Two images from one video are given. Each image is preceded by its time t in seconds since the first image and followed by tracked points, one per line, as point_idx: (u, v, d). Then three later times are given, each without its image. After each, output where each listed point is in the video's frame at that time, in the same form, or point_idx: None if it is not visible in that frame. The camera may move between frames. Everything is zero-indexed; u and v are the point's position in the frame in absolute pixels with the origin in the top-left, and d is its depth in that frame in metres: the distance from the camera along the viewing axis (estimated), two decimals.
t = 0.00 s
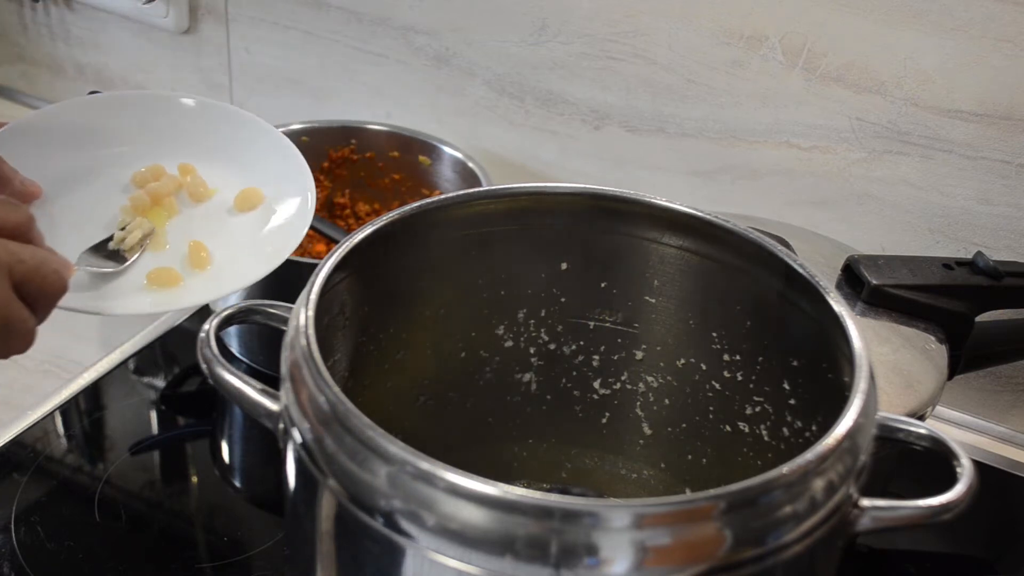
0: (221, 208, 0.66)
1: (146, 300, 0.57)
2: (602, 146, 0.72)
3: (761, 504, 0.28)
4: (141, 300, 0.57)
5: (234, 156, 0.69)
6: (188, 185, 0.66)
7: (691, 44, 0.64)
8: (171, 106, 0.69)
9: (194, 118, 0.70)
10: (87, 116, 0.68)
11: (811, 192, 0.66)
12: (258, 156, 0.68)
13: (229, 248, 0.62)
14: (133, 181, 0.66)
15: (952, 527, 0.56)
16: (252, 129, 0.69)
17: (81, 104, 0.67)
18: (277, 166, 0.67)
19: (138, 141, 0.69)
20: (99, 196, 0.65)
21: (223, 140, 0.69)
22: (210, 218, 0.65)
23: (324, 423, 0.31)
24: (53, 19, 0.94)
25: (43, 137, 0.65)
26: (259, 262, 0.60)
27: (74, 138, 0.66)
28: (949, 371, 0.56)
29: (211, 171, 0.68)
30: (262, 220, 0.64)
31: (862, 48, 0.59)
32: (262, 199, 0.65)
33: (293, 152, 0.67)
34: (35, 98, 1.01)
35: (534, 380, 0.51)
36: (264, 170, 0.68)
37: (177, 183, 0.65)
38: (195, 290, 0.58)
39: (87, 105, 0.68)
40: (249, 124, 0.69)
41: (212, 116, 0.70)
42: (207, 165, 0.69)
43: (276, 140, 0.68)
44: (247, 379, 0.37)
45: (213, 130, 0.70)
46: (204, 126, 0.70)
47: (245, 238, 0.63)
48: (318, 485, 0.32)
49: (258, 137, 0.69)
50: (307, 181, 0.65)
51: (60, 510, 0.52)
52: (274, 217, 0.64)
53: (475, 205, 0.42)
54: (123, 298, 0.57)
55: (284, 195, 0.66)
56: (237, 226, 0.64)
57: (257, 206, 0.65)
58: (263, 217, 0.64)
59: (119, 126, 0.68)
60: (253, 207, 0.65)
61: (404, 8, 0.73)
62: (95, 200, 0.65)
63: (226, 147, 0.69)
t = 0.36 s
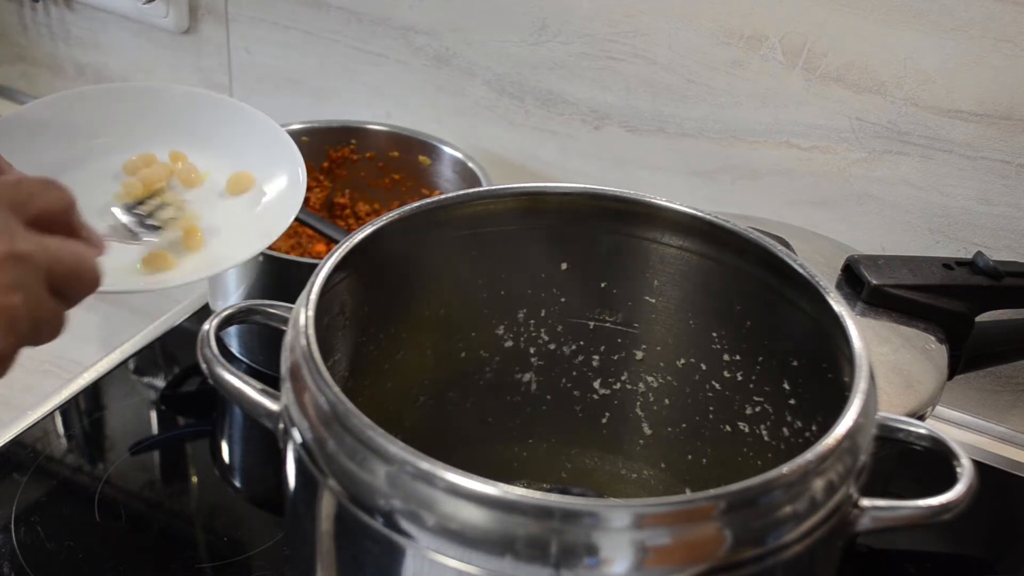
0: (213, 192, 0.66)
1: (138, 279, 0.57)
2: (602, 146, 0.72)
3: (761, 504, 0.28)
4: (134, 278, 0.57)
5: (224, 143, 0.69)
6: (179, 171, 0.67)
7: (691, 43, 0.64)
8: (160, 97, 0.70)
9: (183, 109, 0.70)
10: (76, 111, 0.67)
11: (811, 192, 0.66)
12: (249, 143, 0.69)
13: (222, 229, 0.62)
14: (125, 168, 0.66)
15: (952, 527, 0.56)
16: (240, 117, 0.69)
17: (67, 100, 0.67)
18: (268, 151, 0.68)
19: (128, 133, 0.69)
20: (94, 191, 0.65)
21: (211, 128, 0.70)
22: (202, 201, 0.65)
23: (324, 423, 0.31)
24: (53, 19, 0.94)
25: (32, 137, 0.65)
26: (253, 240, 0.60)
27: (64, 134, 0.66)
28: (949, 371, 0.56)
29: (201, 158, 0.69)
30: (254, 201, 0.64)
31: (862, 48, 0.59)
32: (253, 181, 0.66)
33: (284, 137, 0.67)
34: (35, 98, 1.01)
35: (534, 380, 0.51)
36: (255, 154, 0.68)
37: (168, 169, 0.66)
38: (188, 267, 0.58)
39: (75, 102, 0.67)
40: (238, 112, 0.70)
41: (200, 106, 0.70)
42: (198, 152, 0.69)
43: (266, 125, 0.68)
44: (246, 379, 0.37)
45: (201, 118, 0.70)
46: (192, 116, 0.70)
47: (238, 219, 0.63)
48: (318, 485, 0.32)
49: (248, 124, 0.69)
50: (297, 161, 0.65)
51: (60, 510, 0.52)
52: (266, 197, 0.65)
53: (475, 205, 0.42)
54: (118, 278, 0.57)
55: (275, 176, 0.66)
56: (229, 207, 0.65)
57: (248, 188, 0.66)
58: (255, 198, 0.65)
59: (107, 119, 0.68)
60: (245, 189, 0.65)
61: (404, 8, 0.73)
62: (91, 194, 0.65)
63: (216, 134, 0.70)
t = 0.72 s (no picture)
0: (209, 196, 0.67)
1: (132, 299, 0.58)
2: (602, 146, 0.72)
3: (761, 504, 0.28)
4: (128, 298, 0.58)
5: (220, 145, 0.69)
6: (174, 175, 0.67)
7: (691, 43, 0.64)
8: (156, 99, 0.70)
9: (178, 108, 0.70)
10: (71, 112, 0.67)
11: (811, 192, 0.66)
12: (246, 146, 0.69)
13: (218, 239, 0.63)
14: (121, 172, 0.66)
15: (952, 527, 0.56)
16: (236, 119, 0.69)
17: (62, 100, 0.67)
18: (265, 155, 0.68)
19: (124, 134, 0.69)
20: (92, 195, 0.66)
21: (207, 129, 0.70)
22: (198, 207, 0.66)
23: (324, 423, 0.31)
24: (53, 19, 0.94)
25: (28, 139, 0.65)
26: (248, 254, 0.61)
27: (62, 136, 0.67)
28: (949, 371, 0.56)
29: (197, 160, 0.69)
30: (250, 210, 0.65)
31: (862, 48, 0.59)
32: (250, 187, 0.66)
33: (282, 143, 0.67)
34: (35, 98, 1.01)
35: (534, 380, 0.51)
36: (252, 158, 0.68)
37: (163, 173, 0.66)
38: (183, 285, 0.59)
39: (70, 103, 0.67)
40: (233, 113, 0.69)
41: (195, 106, 0.70)
42: (194, 154, 0.69)
43: (262, 128, 0.68)
44: (246, 379, 0.37)
45: (196, 118, 0.70)
46: (187, 114, 0.70)
47: (234, 229, 0.64)
48: (318, 485, 0.32)
49: (244, 126, 0.69)
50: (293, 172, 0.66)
51: (60, 510, 0.52)
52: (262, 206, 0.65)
53: (475, 205, 0.42)
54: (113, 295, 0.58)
55: (272, 183, 0.66)
56: (225, 214, 0.65)
57: (244, 195, 0.66)
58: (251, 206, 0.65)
59: (102, 120, 0.68)
60: (240, 196, 0.66)
61: (404, 8, 0.73)
62: (88, 197, 0.65)
63: (212, 135, 0.70)
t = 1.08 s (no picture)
0: (212, 218, 0.67)
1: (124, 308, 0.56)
2: (602, 146, 0.72)
3: (761, 504, 0.28)
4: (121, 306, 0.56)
5: (224, 165, 0.69)
6: (179, 196, 0.67)
7: (691, 43, 0.64)
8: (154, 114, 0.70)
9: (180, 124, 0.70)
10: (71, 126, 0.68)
11: (811, 192, 0.66)
12: (249, 164, 0.69)
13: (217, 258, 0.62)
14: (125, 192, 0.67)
15: (952, 527, 0.56)
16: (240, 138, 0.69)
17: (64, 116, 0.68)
18: (268, 175, 0.68)
19: (125, 150, 0.69)
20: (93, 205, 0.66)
21: (211, 149, 0.70)
22: (202, 228, 0.66)
23: (324, 423, 0.31)
24: (53, 19, 0.94)
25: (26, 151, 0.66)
26: (248, 271, 0.60)
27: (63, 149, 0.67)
28: (949, 371, 0.56)
29: (201, 180, 0.69)
30: (252, 229, 0.65)
31: (863, 47, 0.59)
32: (252, 207, 0.66)
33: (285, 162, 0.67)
34: (35, 98, 1.01)
35: (534, 380, 0.51)
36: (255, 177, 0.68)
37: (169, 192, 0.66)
38: (178, 298, 0.58)
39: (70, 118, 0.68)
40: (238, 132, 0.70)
41: (199, 124, 0.70)
42: (198, 174, 0.70)
43: (266, 148, 0.68)
44: (246, 379, 0.37)
45: (199, 136, 0.70)
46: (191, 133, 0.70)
47: (235, 248, 0.63)
48: (318, 485, 0.32)
49: (247, 144, 0.69)
50: (296, 193, 0.65)
51: (60, 510, 0.52)
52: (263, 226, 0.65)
53: (475, 205, 0.42)
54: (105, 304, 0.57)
55: (275, 204, 0.66)
56: (228, 234, 0.65)
57: (247, 215, 0.66)
58: (253, 226, 0.65)
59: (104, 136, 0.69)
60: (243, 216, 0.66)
61: (404, 8, 0.73)
62: (87, 207, 0.66)
63: (216, 153, 0.70)
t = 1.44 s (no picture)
0: (210, 209, 0.66)
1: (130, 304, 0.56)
2: (602, 146, 0.72)
3: (761, 504, 0.28)
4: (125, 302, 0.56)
5: (222, 158, 0.69)
6: (176, 187, 0.66)
7: (691, 43, 0.64)
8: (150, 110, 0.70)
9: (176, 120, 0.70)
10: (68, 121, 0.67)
11: (811, 192, 0.66)
12: (249, 157, 0.69)
13: (219, 246, 0.62)
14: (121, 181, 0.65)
15: (952, 527, 0.56)
16: (238, 131, 0.70)
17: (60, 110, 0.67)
18: (267, 166, 0.68)
19: (122, 144, 0.69)
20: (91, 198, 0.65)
21: (207, 143, 0.70)
22: (201, 219, 0.65)
23: (324, 423, 0.31)
24: (53, 19, 0.94)
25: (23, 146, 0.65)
26: (251, 259, 0.60)
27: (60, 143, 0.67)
28: (949, 371, 0.56)
29: (199, 172, 0.69)
30: (253, 220, 0.65)
31: (863, 47, 0.59)
32: (252, 197, 0.66)
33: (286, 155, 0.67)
34: (35, 98, 1.01)
35: (534, 381, 0.51)
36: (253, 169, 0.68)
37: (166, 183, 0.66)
38: (183, 288, 0.58)
39: (68, 113, 0.68)
40: (235, 125, 0.70)
41: (195, 120, 0.70)
42: (195, 167, 0.69)
43: (265, 140, 0.69)
44: (246, 379, 0.37)
45: (194, 131, 0.70)
46: (188, 126, 0.70)
47: (237, 237, 0.63)
48: (318, 485, 0.32)
49: (244, 137, 0.69)
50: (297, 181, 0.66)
51: (60, 510, 0.52)
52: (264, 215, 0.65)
53: (475, 205, 0.42)
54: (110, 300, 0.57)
55: (275, 193, 0.66)
56: (228, 225, 0.65)
57: (247, 206, 0.66)
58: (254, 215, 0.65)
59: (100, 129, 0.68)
60: (244, 206, 0.66)
61: (404, 8, 0.73)
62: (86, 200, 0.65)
63: (213, 147, 0.70)
